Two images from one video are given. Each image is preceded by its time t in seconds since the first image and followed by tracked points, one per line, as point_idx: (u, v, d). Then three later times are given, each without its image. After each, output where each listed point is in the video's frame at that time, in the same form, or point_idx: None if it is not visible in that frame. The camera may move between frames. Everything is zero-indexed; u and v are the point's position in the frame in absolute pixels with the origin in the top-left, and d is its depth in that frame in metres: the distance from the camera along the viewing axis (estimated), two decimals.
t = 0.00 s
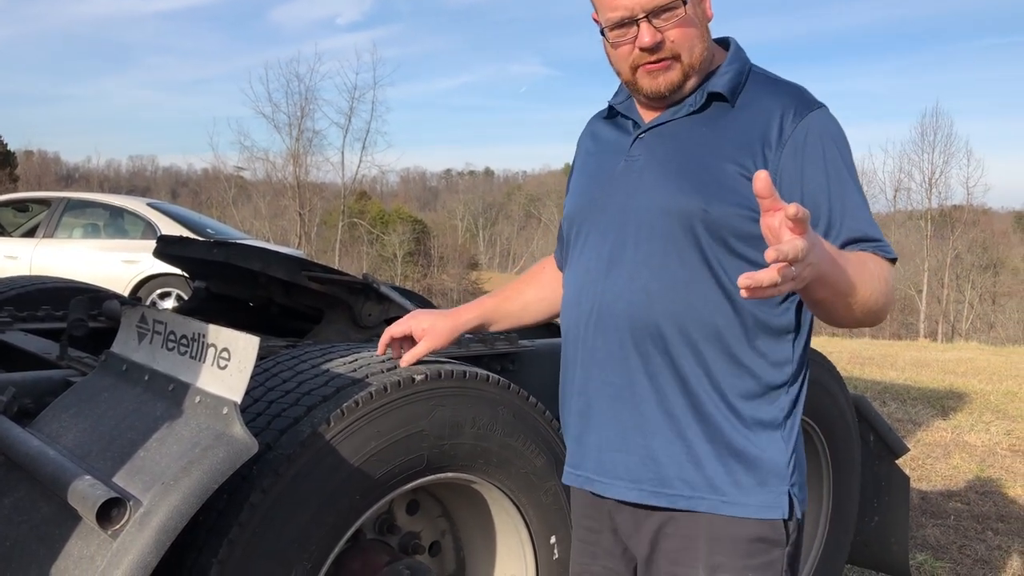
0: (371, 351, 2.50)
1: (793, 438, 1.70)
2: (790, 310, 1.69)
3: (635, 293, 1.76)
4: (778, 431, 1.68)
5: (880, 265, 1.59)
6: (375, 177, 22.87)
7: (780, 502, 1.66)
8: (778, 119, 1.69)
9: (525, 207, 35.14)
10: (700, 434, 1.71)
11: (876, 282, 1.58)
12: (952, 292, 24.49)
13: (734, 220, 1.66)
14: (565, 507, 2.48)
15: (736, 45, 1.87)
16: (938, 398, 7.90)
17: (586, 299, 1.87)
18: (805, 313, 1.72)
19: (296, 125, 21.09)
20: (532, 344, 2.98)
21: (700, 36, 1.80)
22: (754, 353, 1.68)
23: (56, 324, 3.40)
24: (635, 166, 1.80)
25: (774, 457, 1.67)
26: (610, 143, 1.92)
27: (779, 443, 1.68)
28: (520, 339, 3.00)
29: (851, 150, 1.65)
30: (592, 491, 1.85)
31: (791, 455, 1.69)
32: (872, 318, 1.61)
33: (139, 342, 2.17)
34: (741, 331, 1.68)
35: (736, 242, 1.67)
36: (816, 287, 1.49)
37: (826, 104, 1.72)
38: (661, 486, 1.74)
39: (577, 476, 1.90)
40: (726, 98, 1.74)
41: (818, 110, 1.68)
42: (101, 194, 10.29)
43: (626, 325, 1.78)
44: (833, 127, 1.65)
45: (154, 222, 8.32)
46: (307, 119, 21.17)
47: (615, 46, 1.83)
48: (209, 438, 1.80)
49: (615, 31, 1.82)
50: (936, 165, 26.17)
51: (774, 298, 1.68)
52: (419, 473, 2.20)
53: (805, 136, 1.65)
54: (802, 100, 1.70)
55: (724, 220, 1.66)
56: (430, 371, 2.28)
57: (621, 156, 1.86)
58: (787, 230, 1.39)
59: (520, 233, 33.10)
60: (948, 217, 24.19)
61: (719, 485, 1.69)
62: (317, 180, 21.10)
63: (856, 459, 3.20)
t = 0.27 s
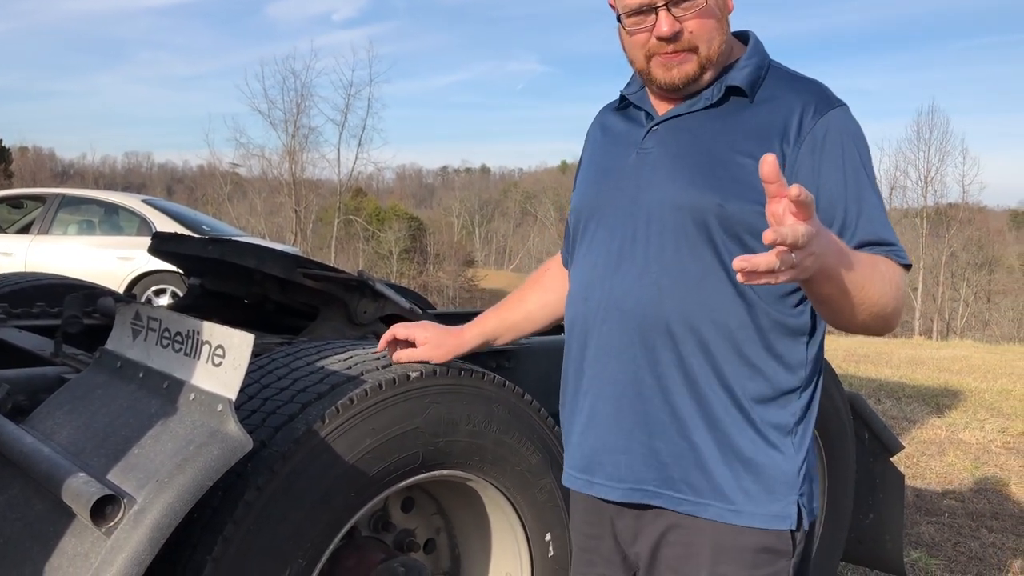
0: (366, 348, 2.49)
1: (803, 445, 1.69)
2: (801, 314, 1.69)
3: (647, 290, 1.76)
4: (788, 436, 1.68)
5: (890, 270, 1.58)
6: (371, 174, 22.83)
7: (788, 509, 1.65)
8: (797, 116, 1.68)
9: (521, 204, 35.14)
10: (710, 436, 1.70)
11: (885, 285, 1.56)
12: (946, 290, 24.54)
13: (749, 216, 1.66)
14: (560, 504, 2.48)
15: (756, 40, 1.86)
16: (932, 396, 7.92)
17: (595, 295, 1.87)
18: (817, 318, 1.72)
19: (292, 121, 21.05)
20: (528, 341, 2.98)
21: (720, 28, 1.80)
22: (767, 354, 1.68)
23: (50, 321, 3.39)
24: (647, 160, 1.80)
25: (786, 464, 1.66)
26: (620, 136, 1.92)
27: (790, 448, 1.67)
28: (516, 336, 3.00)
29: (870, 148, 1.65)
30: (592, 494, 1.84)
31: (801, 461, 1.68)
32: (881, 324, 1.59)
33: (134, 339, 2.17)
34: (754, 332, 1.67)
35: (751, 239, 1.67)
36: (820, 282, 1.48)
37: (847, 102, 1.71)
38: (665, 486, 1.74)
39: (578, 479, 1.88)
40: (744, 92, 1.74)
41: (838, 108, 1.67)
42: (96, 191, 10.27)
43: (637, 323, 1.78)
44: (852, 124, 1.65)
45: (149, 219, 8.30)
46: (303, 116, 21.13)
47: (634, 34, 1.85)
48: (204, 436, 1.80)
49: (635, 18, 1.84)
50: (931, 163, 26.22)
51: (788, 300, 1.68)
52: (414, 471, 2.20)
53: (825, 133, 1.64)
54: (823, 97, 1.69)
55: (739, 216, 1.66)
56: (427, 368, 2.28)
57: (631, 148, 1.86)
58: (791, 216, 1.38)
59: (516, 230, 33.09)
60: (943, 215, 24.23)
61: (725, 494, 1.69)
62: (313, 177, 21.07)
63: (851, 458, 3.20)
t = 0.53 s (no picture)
0: (362, 347, 2.49)
1: (831, 458, 1.70)
2: (824, 326, 1.69)
3: (663, 307, 1.77)
4: (814, 452, 1.68)
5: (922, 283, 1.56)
6: (369, 174, 22.83)
7: (817, 522, 1.67)
8: (814, 124, 1.67)
9: (520, 204, 35.14)
10: (729, 458, 1.70)
11: (916, 297, 1.55)
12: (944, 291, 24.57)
13: (765, 229, 1.66)
14: (557, 504, 2.49)
15: (771, 43, 1.85)
16: (930, 396, 7.93)
17: (609, 312, 1.88)
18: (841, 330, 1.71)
19: (291, 121, 21.04)
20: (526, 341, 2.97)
21: (732, 31, 1.81)
22: (788, 370, 1.68)
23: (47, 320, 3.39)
24: (660, 170, 1.81)
25: (813, 479, 1.66)
26: (632, 146, 1.93)
27: (816, 464, 1.68)
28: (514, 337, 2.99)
29: (891, 155, 1.64)
30: (612, 519, 1.84)
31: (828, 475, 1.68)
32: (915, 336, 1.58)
33: (131, 338, 2.17)
34: (773, 348, 1.67)
35: (768, 252, 1.67)
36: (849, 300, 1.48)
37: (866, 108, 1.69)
38: (685, 514, 1.74)
39: (597, 503, 1.88)
40: (758, 99, 1.73)
41: (857, 113, 1.66)
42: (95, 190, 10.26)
43: (654, 340, 1.78)
44: (872, 129, 1.64)
45: (148, 218, 8.30)
46: (302, 115, 21.12)
47: (645, 35, 1.86)
48: (200, 435, 1.80)
49: (646, 19, 1.85)
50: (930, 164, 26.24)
51: (810, 314, 1.68)
52: (411, 470, 2.20)
53: (843, 140, 1.63)
54: (841, 102, 1.68)
55: (755, 229, 1.67)
56: (423, 369, 2.28)
57: (643, 159, 1.87)
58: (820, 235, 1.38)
59: (514, 230, 33.09)
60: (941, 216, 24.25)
61: (752, 513, 1.68)
62: (312, 176, 21.07)
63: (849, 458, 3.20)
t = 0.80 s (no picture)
0: (362, 350, 2.49)
1: (849, 462, 1.70)
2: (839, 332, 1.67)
3: (671, 318, 1.77)
4: (834, 458, 1.68)
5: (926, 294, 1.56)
6: (370, 177, 22.84)
7: (840, 528, 1.67)
8: (819, 134, 1.66)
9: (520, 208, 35.16)
10: (749, 467, 1.70)
11: (918, 309, 1.55)
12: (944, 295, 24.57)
13: (769, 239, 1.66)
14: (557, 507, 2.48)
15: (777, 52, 1.85)
16: (930, 401, 7.92)
17: (616, 324, 1.88)
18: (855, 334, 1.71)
19: (291, 124, 21.06)
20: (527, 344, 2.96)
21: (735, 43, 1.80)
22: (801, 379, 1.67)
23: (46, 322, 3.39)
24: (665, 179, 1.81)
25: (832, 484, 1.67)
26: (636, 156, 1.93)
27: (835, 471, 1.68)
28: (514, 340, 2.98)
29: (897, 165, 1.62)
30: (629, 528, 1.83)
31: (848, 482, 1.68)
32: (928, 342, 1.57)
33: (129, 340, 2.16)
34: (784, 358, 1.67)
35: (773, 262, 1.66)
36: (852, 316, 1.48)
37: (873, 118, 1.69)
38: (709, 521, 1.73)
39: (614, 514, 1.86)
40: (764, 110, 1.73)
41: (863, 123, 1.65)
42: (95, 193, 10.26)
43: (662, 351, 1.78)
44: (878, 139, 1.63)
45: (148, 221, 8.30)
46: (302, 119, 21.13)
47: (646, 49, 1.85)
48: (199, 437, 1.79)
49: (648, 32, 1.83)
50: (930, 168, 26.25)
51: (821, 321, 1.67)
52: (410, 473, 2.19)
53: (848, 151, 1.63)
54: (847, 112, 1.67)
55: (761, 240, 1.66)
56: (422, 371, 2.28)
57: (648, 169, 1.87)
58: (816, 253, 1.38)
59: (514, 234, 33.11)
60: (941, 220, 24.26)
61: (777, 522, 1.67)
62: (312, 180, 21.08)
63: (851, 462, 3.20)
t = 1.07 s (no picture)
0: (363, 356, 2.50)
1: (851, 465, 1.71)
2: (835, 339, 1.68)
3: (666, 330, 1.77)
4: (835, 462, 1.69)
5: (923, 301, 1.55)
6: (372, 183, 22.87)
7: (842, 531, 1.68)
8: (816, 148, 1.67)
9: (522, 214, 35.18)
10: (750, 472, 1.71)
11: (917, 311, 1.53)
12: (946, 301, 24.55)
13: (762, 251, 1.66)
14: (557, 513, 2.49)
15: (774, 63, 1.86)
16: (932, 407, 7.91)
17: (612, 334, 1.88)
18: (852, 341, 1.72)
19: (294, 130, 21.09)
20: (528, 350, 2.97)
21: (725, 56, 1.80)
22: (799, 384, 1.68)
23: (48, 328, 3.40)
24: (659, 191, 1.82)
25: (832, 488, 1.67)
26: (633, 165, 1.94)
27: (836, 474, 1.69)
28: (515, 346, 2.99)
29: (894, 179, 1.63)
30: (632, 535, 1.84)
31: (848, 486, 1.69)
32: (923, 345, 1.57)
33: (132, 346, 2.17)
34: (781, 367, 1.68)
35: (767, 275, 1.66)
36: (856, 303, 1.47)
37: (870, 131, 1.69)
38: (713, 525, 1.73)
39: (618, 521, 1.86)
40: (760, 123, 1.74)
41: (859, 136, 1.66)
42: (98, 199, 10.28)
43: (657, 362, 1.79)
44: (875, 152, 1.64)
45: (150, 227, 8.32)
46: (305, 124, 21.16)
47: (637, 59, 1.86)
48: (200, 443, 1.80)
49: (638, 42, 1.85)
50: (932, 174, 26.25)
51: (819, 328, 1.68)
52: (411, 480, 2.20)
53: (845, 164, 1.63)
54: (843, 125, 1.68)
55: (754, 254, 1.66)
56: (423, 377, 2.29)
57: (644, 179, 1.88)
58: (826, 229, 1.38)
59: (516, 240, 33.13)
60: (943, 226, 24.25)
61: (780, 525, 1.68)
62: (314, 185, 21.12)
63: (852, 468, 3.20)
